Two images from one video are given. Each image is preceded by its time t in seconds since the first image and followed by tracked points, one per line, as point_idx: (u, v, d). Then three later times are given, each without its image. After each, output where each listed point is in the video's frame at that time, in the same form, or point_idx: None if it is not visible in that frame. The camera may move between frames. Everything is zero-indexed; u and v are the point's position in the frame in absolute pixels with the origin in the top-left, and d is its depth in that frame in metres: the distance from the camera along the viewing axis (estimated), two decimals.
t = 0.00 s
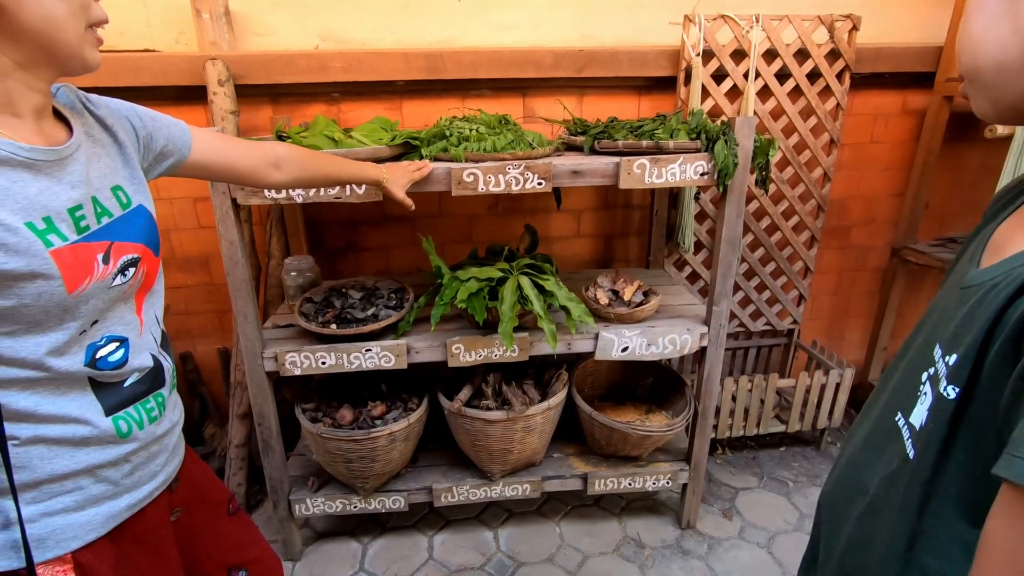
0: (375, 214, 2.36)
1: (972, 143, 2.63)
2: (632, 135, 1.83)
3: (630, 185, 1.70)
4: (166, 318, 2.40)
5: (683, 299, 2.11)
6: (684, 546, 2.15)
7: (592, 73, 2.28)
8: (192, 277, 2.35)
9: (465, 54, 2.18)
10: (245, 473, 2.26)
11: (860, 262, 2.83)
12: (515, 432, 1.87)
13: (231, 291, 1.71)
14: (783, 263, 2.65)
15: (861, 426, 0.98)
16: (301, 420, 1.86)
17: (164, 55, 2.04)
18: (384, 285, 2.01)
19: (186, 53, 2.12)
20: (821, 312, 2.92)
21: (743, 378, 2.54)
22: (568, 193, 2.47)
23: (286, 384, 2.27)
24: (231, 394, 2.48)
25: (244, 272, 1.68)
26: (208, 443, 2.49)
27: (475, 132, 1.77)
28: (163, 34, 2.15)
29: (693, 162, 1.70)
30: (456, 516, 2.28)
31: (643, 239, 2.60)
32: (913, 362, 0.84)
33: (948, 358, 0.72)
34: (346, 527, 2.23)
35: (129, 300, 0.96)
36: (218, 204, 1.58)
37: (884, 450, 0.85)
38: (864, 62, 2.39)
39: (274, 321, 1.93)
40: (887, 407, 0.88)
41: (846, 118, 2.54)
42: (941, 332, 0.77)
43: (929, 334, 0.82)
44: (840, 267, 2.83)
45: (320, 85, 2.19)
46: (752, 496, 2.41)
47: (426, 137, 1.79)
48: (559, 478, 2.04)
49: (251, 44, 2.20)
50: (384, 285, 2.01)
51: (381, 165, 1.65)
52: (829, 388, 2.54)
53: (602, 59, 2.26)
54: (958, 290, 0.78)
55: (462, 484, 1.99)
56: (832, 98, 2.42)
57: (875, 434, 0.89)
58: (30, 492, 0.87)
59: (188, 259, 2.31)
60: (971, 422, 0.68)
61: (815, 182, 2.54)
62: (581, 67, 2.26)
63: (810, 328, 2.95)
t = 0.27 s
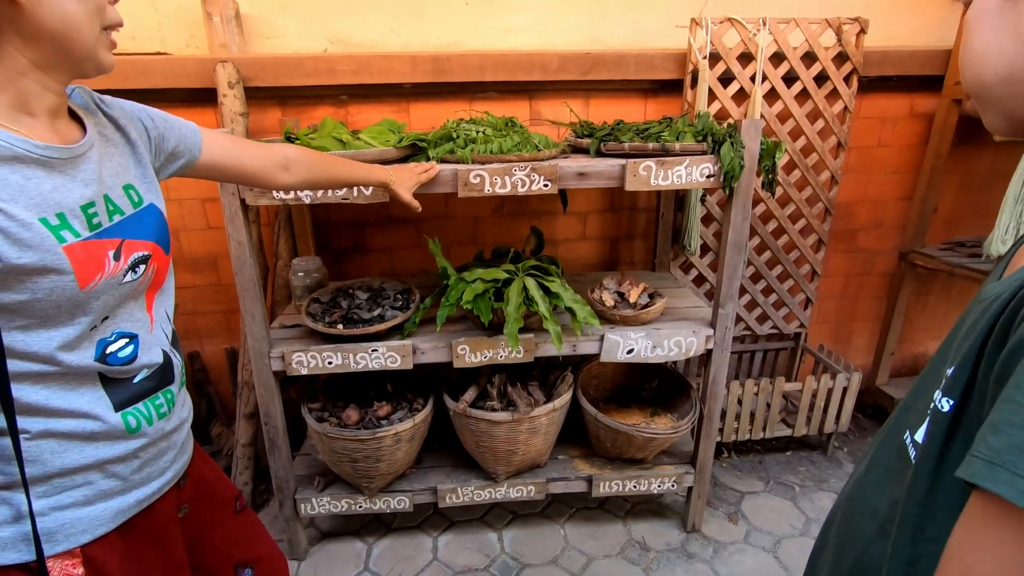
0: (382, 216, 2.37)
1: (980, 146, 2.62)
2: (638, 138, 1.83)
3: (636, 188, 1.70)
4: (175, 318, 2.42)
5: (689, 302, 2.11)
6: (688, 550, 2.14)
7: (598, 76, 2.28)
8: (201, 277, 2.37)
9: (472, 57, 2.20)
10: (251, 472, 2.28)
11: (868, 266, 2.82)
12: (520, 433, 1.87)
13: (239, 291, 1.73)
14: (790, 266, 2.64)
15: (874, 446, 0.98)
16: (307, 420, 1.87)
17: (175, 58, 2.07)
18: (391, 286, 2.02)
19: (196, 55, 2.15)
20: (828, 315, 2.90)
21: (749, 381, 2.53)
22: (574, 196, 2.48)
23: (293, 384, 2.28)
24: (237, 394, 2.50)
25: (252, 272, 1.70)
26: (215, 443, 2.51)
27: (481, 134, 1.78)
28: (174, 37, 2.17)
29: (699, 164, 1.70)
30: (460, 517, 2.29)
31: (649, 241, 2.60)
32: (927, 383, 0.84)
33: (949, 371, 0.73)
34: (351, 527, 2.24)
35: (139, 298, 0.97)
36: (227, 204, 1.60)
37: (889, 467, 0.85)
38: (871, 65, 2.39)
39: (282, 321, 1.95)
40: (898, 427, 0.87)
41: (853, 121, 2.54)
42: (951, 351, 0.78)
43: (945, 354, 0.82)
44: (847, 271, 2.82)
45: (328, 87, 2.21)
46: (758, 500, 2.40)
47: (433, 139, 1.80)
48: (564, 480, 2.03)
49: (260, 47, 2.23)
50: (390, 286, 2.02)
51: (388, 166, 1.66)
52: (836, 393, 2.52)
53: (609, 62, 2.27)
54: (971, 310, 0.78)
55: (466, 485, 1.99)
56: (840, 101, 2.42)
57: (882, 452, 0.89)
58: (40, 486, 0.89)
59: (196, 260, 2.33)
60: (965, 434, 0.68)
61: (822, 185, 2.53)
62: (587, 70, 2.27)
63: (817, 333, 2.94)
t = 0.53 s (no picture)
0: (382, 213, 2.37)
1: (982, 142, 2.61)
2: (638, 134, 1.83)
3: (635, 183, 1.70)
4: (176, 315, 2.43)
5: (689, 298, 2.10)
6: (689, 546, 2.14)
7: (598, 72, 2.28)
8: (202, 274, 2.37)
9: (472, 53, 2.20)
10: (252, 468, 2.28)
11: (869, 263, 2.81)
12: (520, 429, 1.87)
13: (239, 287, 1.73)
14: (791, 263, 2.64)
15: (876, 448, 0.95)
16: (307, 415, 1.87)
17: (175, 55, 2.07)
18: (391, 282, 2.02)
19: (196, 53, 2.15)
20: (829, 312, 2.90)
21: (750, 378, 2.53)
22: (574, 192, 2.48)
23: (293, 381, 2.29)
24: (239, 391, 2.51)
25: (252, 269, 1.70)
26: (216, 439, 2.52)
27: (481, 130, 1.78)
28: (175, 34, 2.18)
29: (699, 160, 1.70)
30: (460, 513, 2.29)
31: (649, 238, 2.60)
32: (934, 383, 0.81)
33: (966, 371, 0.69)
34: (352, 523, 2.25)
35: (134, 292, 0.98)
36: (227, 200, 1.60)
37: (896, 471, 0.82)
38: (872, 61, 2.38)
39: (282, 317, 1.95)
40: (903, 429, 0.85)
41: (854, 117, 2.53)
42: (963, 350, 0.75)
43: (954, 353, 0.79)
44: (848, 268, 2.81)
45: (328, 84, 2.21)
46: (758, 496, 2.40)
47: (432, 135, 1.80)
48: (564, 476, 2.04)
49: (260, 44, 2.23)
50: (390, 282, 2.02)
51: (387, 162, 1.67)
52: (837, 389, 2.52)
53: (609, 59, 2.27)
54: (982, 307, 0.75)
55: (466, 481, 1.99)
56: (841, 97, 2.41)
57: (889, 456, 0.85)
58: (35, 477, 0.89)
59: (197, 257, 2.34)
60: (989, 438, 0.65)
61: (823, 182, 2.53)
62: (588, 66, 2.26)
63: (818, 329, 2.93)
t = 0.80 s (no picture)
0: (380, 212, 2.37)
1: (977, 139, 2.62)
2: (635, 132, 1.83)
3: (633, 182, 1.71)
4: (174, 315, 2.43)
5: (687, 296, 2.11)
6: (687, 543, 2.16)
7: (596, 71, 2.28)
8: (200, 274, 2.37)
9: (469, 52, 2.20)
10: (251, 468, 2.29)
11: (866, 260, 2.82)
12: (519, 427, 1.88)
13: (238, 287, 1.73)
14: (788, 260, 2.65)
15: (868, 447, 0.92)
16: (306, 415, 1.87)
17: (172, 55, 2.07)
18: (389, 281, 2.02)
19: (193, 52, 2.15)
20: (826, 309, 2.91)
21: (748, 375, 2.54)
22: (572, 191, 2.48)
23: (292, 380, 2.29)
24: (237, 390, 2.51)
25: (251, 269, 1.71)
26: (215, 439, 2.52)
27: (478, 129, 1.78)
28: (171, 34, 2.17)
29: (696, 158, 1.70)
30: (460, 511, 2.29)
31: (647, 236, 2.61)
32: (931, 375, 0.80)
33: (989, 369, 0.68)
34: (352, 522, 2.25)
35: (135, 292, 0.98)
36: (225, 201, 1.60)
37: (891, 464, 0.81)
38: (868, 59, 2.39)
39: (281, 317, 1.95)
40: (902, 423, 0.83)
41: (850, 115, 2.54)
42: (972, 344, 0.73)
43: (953, 346, 0.77)
44: (845, 265, 2.82)
45: (325, 84, 2.21)
46: (756, 493, 2.41)
47: (430, 134, 1.80)
48: (562, 474, 2.04)
49: (257, 44, 2.23)
50: (388, 282, 2.02)
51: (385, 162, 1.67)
52: (834, 386, 2.53)
53: (606, 57, 2.27)
54: (989, 301, 0.73)
55: (466, 479, 2.00)
56: (837, 95, 2.41)
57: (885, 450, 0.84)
58: (36, 479, 0.90)
59: (195, 257, 2.34)
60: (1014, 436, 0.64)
61: (820, 179, 2.53)
62: (585, 65, 2.27)
63: (815, 326, 2.94)
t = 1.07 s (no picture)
0: (384, 217, 2.39)
1: (976, 144, 2.64)
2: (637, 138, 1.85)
3: (635, 188, 1.72)
4: (179, 320, 2.45)
5: (689, 300, 2.13)
6: (690, 546, 2.17)
7: (597, 77, 2.30)
8: (205, 279, 2.39)
9: (472, 59, 2.22)
10: (256, 471, 2.30)
11: (866, 264, 2.84)
12: (523, 431, 1.89)
13: (244, 292, 1.75)
14: (789, 264, 2.66)
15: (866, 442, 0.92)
16: (312, 419, 1.89)
17: (178, 62, 2.09)
18: (393, 286, 2.04)
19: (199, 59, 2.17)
20: (827, 313, 2.92)
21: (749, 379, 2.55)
22: (574, 196, 2.50)
23: (297, 384, 2.31)
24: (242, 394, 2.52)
25: (257, 274, 1.72)
26: (220, 443, 2.54)
27: (482, 135, 1.80)
28: (177, 41, 2.20)
29: (697, 164, 1.72)
30: (464, 515, 2.31)
31: (649, 241, 2.62)
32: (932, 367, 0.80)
33: (993, 361, 0.68)
34: (356, 525, 2.26)
35: (142, 298, 0.99)
36: (232, 207, 1.62)
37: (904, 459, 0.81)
38: (867, 64, 2.41)
39: (286, 321, 1.97)
40: (904, 416, 0.83)
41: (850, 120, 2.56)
42: (973, 336, 0.74)
43: (952, 338, 0.78)
44: (846, 269, 2.84)
45: (330, 90, 2.23)
46: (758, 496, 2.42)
47: (434, 141, 1.82)
48: (566, 477, 2.06)
49: (262, 51, 2.25)
50: (392, 286, 2.04)
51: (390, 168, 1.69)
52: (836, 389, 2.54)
53: (608, 64, 2.29)
54: (993, 295, 0.74)
55: (469, 483, 2.01)
56: (837, 100, 2.43)
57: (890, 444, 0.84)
58: (50, 485, 0.92)
59: (200, 262, 2.36)
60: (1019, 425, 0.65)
61: (820, 184, 2.55)
62: (587, 71, 2.29)
63: (816, 330, 2.96)
